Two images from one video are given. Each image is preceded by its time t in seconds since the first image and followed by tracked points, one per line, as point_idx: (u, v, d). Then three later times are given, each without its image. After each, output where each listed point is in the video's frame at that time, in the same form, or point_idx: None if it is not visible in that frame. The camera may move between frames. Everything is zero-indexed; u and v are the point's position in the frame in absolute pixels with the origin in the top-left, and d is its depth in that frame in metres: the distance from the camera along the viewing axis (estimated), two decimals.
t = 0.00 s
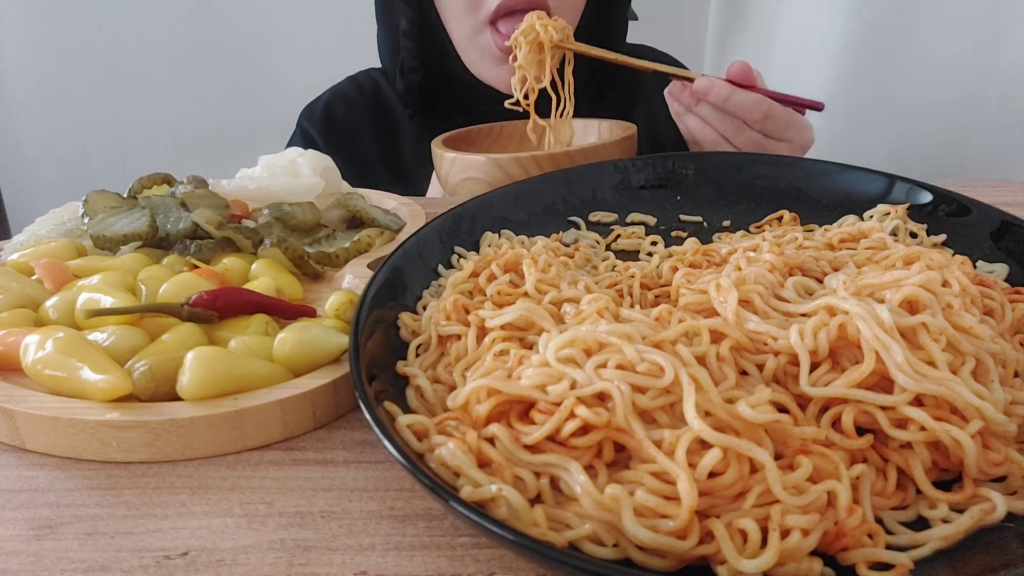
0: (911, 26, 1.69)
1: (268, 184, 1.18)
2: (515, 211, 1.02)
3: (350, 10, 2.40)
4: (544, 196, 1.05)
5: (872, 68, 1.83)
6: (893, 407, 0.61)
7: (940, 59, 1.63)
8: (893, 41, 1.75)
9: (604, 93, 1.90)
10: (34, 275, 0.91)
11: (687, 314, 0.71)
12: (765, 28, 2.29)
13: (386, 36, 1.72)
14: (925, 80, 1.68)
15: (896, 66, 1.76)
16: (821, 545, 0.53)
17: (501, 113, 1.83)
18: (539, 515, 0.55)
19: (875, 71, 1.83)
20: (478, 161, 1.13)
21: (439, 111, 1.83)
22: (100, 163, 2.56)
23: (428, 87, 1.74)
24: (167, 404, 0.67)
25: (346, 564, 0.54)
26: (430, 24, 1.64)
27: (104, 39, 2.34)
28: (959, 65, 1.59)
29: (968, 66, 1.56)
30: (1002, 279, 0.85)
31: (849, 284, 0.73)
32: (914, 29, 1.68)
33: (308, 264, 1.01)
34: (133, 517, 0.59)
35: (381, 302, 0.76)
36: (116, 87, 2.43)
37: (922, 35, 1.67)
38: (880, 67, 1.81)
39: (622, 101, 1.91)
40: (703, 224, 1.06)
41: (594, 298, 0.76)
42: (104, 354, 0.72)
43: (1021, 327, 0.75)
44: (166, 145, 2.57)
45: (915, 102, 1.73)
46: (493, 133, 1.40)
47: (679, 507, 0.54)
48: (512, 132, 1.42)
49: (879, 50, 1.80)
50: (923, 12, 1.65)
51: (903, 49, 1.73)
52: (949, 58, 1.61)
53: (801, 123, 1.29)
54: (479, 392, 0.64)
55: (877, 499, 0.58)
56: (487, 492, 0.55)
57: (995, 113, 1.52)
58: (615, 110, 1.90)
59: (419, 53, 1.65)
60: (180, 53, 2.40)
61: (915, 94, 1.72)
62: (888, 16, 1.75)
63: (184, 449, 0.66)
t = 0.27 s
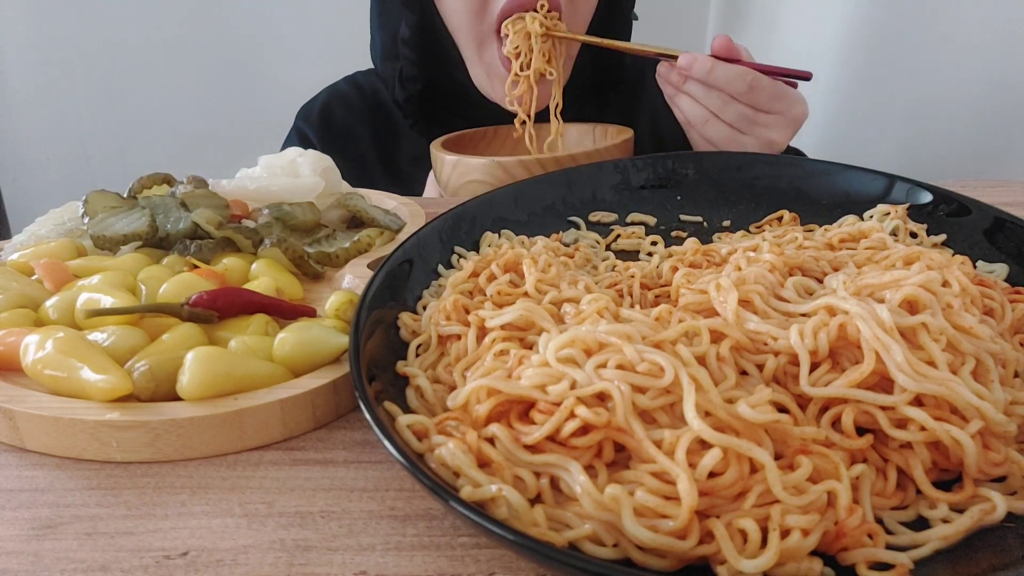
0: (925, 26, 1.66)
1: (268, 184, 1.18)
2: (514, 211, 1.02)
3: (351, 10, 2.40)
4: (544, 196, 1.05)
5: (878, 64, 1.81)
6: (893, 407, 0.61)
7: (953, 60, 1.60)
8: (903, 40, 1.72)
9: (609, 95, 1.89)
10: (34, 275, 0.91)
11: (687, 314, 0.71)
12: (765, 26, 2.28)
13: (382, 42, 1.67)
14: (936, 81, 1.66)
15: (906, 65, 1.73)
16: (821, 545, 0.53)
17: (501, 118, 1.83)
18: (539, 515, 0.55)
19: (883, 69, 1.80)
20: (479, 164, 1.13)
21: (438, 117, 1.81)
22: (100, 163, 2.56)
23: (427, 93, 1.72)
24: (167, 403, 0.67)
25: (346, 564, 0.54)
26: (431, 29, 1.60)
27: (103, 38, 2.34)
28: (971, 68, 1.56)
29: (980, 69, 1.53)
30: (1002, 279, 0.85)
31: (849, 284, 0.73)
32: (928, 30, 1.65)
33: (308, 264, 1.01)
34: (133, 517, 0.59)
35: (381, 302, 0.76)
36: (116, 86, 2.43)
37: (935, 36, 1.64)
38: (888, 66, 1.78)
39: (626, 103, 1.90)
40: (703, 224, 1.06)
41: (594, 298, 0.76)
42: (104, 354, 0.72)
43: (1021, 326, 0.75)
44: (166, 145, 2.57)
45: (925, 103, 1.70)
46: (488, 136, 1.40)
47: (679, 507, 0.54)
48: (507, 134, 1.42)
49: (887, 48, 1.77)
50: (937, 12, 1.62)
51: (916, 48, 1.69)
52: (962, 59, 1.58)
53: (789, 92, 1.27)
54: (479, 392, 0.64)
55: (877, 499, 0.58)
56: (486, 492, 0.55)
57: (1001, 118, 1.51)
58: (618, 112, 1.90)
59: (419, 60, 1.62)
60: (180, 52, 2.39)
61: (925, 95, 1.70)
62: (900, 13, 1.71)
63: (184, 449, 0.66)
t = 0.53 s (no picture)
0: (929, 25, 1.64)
1: (268, 183, 1.18)
2: (514, 211, 1.02)
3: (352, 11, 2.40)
4: (544, 196, 1.05)
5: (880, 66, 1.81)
6: (893, 407, 0.61)
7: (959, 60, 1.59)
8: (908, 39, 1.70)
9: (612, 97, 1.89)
10: (34, 275, 0.91)
11: (687, 314, 0.71)
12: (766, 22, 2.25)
13: (382, 46, 1.65)
14: (941, 81, 1.65)
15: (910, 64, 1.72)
16: (821, 545, 0.53)
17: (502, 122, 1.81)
18: (539, 515, 0.55)
19: (888, 68, 1.78)
20: (484, 166, 1.13)
21: (439, 119, 1.81)
22: (100, 163, 2.56)
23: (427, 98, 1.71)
24: (167, 404, 0.67)
25: (346, 564, 0.54)
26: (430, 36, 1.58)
27: (104, 38, 2.34)
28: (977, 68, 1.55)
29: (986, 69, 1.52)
30: (1002, 279, 0.85)
31: (849, 284, 0.73)
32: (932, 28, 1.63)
33: (308, 264, 1.01)
34: (133, 517, 0.59)
35: (382, 302, 0.76)
36: (116, 86, 2.43)
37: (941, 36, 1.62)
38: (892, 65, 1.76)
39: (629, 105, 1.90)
40: (704, 224, 1.06)
41: (594, 298, 0.76)
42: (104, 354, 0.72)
43: (1021, 326, 0.75)
44: (166, 145, 2.57)
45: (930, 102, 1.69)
46: (492, 138, 1.39)
47: (679, 507, 0.54)
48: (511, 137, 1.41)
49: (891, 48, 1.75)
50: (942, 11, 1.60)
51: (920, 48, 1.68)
52: (968, 59, 1.57)
53: (772, 60, 1.25)
54: (479, 392, 0.64)
55: (877, 499, 0.58)
56: (486, 492, 0.55)
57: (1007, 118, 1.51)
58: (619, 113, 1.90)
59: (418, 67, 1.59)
60: (181, 52, 2.39)
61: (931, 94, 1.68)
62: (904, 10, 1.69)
63: (184, 449, 0.66)
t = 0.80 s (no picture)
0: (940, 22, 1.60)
1: (268, 184, 1.18)
2: (515, 211, 1.02)
3: (353, 11, 2.40)
4: (544, 196, 1.05)
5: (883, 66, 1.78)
6: (893, 407, 0.61)
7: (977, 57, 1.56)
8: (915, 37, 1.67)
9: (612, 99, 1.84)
10: (34, 275, 0.91)
11: (687, 314, 0.71)
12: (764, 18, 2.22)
13: (380, 47, 1.65)
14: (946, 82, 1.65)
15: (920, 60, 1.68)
16: (821, 545, 0.53)
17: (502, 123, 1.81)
18: (539, 515, 0.55)
19: (889, 67, 1.75)
20: (485, 168, 1.13)
21: (439, 119, 1.80)
22: (101, 164, 2.56)
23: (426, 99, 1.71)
24: (167, 404, 0.67)
25: (346, 564, 0.54)
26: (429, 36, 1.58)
27: (103, 39, 2.34)
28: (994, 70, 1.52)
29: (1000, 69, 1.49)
30: (1002, 279, 0.85)
31: (849, 284, 0.73)
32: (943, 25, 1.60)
33: (308, 264, 1.01)
34: (133, 517, 0.59)
35: (382, 302, 0.76)
36: (116, 86, 2.43)
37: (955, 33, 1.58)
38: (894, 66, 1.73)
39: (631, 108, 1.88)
40: (703, 224, 1.06)
41: (594, 298, 0.76)
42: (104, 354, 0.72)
43: (1021, 326, 0.75)
44: (166, 145, 2.57)
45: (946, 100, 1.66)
46: (494, 140, 1.38)
47: (679, 507, 0.54)
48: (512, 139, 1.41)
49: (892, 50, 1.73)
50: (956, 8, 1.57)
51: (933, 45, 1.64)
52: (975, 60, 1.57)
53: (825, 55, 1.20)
54: (479, 392, 0.64)
55: (877, 499, 0.58)
56: (486, 492, 0.55)
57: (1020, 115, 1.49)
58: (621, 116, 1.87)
59: (416, 67, 1.59)
60: (181, 52, 2.39)
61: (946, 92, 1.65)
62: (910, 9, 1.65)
63: (184, 449, 0.66)
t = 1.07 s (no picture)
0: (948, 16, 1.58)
1: (268, 184, 1.18)
2: (515, 211, 1.02)
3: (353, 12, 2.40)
4: (544, 196, 1.05)
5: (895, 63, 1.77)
6: (893, 407, 0.61)
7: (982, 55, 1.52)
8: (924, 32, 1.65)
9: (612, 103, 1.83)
10: (34, 275, 0.91)
11: (687, 314, 0.71)
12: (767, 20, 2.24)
13: (380, 44, 1.65)
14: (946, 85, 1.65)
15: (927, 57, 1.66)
16: (821, 545, 0.53)
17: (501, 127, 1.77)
18: (539, 515, 0.55)
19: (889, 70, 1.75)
20: (484, 175, 1.12)
21: (439, 120, 1.79)
22: (101, 164, 2.56)
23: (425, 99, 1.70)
24: (167, 403, 0.67)
25: (346, 564, 0.54)
26: (428, 36, 1.57)
27: (103, 39, 2.34)
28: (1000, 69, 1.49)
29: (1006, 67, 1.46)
30: (1002, 279, 0.85)
31: (849, 284, 0.73)
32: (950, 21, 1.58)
33: (308, 264, 1.01)
34: (133, 517, 0.59)
35: (381, 302, 0.76)
36: (116, 86, 2.43)
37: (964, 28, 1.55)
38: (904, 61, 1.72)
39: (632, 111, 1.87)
40: (703, 224, 1.06)
41: (594, 298, 0.76)
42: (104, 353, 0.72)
43: (1021, 326, 0.75)
44: (166, 145, 2.57)
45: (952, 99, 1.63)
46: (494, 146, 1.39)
47: (679, 507, 0.54)
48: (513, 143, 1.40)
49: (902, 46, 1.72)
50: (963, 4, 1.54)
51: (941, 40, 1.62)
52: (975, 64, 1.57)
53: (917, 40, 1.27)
54: (479, 392, 0.64)
55: (877, 499, 0.58)
56: (486, 492, 0.55)
57: None
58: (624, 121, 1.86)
59: (415, 65, 1.59)
60: (180, 52, 2.39)
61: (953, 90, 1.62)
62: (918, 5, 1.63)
63: (184, 449, 0.66)
